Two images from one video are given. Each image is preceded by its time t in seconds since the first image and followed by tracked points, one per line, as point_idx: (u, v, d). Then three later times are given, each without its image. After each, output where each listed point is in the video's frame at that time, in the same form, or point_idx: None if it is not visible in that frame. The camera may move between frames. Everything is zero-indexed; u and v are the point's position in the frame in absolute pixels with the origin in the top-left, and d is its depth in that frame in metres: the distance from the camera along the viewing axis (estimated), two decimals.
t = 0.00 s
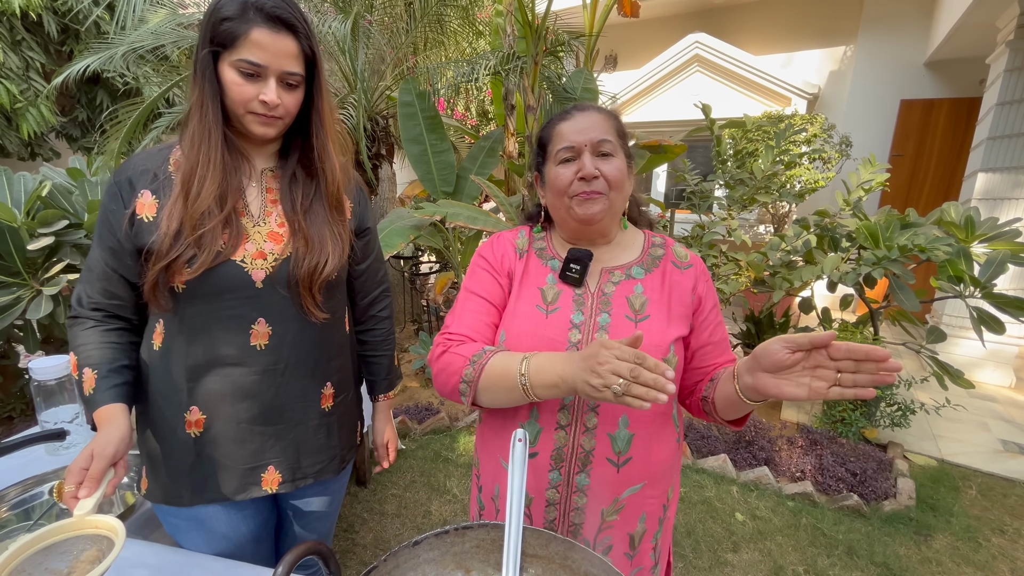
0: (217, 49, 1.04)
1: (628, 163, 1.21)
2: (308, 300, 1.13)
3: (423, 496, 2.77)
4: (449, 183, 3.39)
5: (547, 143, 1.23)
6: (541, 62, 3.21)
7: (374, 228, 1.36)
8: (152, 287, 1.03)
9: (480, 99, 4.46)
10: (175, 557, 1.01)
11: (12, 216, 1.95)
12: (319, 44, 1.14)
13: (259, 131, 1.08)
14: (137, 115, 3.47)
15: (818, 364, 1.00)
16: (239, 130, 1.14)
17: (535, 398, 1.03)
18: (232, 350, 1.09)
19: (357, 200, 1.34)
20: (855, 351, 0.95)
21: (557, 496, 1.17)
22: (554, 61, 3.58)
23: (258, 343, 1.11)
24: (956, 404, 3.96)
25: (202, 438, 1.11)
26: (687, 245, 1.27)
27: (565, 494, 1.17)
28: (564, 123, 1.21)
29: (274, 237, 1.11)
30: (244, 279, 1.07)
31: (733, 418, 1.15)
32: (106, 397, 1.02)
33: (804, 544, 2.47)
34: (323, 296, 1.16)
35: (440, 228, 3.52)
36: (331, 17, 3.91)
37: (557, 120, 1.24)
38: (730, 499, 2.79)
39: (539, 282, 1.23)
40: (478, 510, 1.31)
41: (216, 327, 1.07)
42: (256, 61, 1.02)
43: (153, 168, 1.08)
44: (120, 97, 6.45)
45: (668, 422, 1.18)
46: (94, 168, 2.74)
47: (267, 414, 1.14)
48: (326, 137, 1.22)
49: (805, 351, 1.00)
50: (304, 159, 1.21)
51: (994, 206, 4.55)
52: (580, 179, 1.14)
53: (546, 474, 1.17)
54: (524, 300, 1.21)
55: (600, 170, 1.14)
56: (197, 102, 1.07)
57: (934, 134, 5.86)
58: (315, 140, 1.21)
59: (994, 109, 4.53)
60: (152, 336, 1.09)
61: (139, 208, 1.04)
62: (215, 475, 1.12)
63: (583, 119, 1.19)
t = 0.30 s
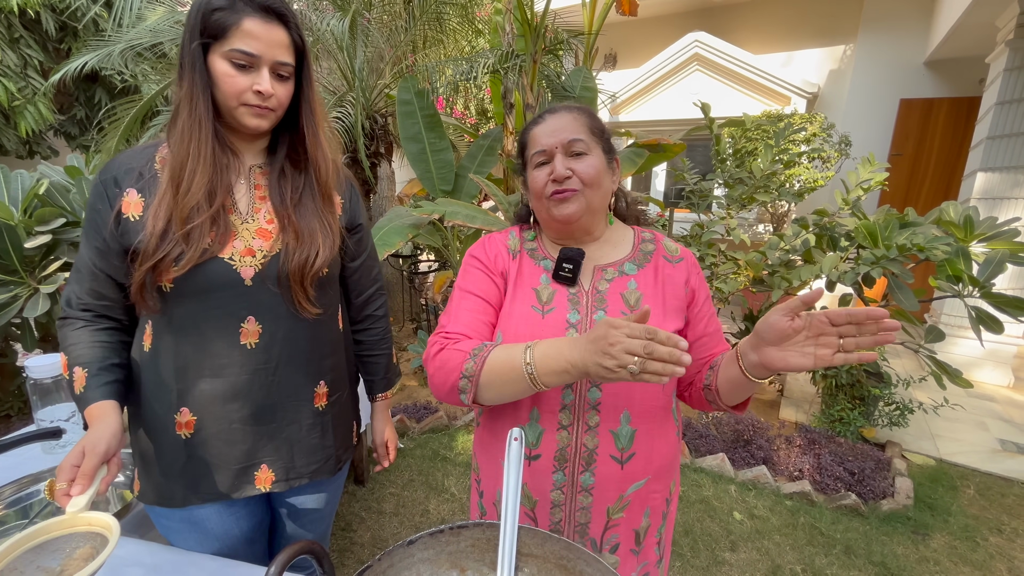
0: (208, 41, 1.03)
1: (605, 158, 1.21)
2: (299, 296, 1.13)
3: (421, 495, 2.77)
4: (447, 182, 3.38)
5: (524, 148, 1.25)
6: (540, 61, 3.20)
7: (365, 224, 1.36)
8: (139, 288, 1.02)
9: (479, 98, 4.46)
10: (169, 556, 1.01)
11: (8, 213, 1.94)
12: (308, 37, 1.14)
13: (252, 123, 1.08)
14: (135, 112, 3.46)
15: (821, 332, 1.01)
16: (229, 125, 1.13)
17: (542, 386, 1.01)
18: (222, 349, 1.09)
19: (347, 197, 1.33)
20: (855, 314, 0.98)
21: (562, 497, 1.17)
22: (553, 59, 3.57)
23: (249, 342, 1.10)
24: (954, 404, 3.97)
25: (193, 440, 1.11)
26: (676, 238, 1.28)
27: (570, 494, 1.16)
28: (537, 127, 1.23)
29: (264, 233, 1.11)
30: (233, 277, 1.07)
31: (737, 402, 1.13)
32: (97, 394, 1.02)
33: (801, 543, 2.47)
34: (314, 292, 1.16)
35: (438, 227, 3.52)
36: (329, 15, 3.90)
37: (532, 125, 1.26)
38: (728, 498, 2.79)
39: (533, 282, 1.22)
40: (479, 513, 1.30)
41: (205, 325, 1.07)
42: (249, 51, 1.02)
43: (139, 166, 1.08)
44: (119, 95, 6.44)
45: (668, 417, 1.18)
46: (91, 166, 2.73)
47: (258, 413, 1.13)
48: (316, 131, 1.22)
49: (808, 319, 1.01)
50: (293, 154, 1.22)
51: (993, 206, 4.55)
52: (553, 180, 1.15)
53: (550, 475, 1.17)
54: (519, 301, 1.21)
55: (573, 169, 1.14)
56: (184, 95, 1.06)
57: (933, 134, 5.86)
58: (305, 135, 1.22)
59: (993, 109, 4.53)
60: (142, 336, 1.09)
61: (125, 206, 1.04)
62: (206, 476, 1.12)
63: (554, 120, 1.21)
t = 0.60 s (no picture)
0: (195, 43, 1.03)
1: (592, 161, 1.21)
2: (295, 297, 1.13)
3: (420, 494, 2.78)
4: (446, 182, 3.38)
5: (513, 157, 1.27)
6: (539, 61, 3.20)
7: (361, 224, 1.36)
8: (134, 289, 1.03)
9: (478, 97, 4.46)
10: (169, 556, 1.01)
11: (7, 213, 1.94)
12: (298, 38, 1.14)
13: (241, 125, 1.08)
14: (134, 112, 3.47)
15: (734, 280, 0.97)
16: (220, 127, 1.13)
17: (551, 339, 0.99)
18: (218, 351, 1.09)
19: (342, 197, 1.34)
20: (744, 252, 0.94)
21: (558, 496, 1.17)
22: (553, 59, 3.57)
23: (244, 343, 1.11)
24: (952, 403, 3.98)
25: (190, 442, 1.11)
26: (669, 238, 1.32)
27: (567, 493, 1.17)
28: (522, 135, 1.24)
29: (258, 234, 1.12)
30: (228, 278, 1.08)
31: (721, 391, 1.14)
32: (91, 394, 1.03)
33: (799, 542, 2.48)
34: (310, 293, 1.16)
35: (437, 226, 3.52)
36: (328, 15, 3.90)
37: (518, 133, 1.28)
38: (726, 497, 2.80)
39: (531, 281, 1.24)
40: (477, 511, 1.32)
41: (201, 326, 1.08)
42: (235, 53, 1.02)
43: (131, 168, 1.08)
44: (118, 95, 6.44)
45: (663, 416, 1.20)
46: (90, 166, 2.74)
47: (256, 414, 1.14)
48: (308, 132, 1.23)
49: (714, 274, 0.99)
50: (286, 155, 1.22)
51: (991, 206, 4.56)
52: (542, 191, 1.16)
53: (547, 475, 1.17)
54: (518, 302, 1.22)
55: (558, 177, 1.15)
56: (175, 97, 1.07)
57: (932, 133, 5.86)
58: (297, 136, 1.22)
59: (991, 108, 4.54)
60: (137, 339, 1.10)
61: (118, 208, 1.04)
62: (204, 477, 1.13)
63: (540, 128, 1.22)
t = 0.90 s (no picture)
0: (187, 45, 1.03)
1: (590, 160, 1.22)
2: (292, 300, 1.14)
3: (420, 494, 2.78)
4: (445, 182, 3.38)
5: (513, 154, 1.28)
6: (537, 60, 3.20)
7: (356, 226, 1.37)
8: (130, 292, 1.03)
9: (477, 97, 4.45)
10: (167, 558, 1.01)
11: (7, 215, 1.95)
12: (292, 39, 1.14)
13: (234, 127, 1.08)
14: (133, 113, 3.47)
15: (714, 288, 1.03)
16: (213, 129, 1.14)
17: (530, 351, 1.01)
18: (215, 354, 1.09)
19: (338, 198, 1.34)
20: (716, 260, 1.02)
21: (544, 494, 1.18)
22: (551, 59, 3.57)
23: (241, 345, 1.11)
24: (950, 402, 3.98)
25: (187, 444, 1.12)
26: (670, 241, 1.29)
27: (552, 492, 1.18)
28: (523, 135, 1.25)
29: (254, 236, 1.12)
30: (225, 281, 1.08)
31: (714, 403, 1.14)
32: (84, 390, 1.03)
33: (797, 541, 2.49)
34: (307, 295, 1.17)
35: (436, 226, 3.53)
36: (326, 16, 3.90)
37: (520, 132, 1.29)
38: (725, 496, 2.81)
39: (524, 282, 1.25)
40: (469, 511, 1.33)
41: (197, 328, 1.08)
42: (228, 55, 1.02)
43: (124, 170, 1.08)
44: (117, 95, 6.43)
45: (653, 419, 1.19)
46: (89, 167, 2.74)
47: (254, 415, 1.14)
48: (303, 134, 1.23)
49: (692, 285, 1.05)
50: (280, 157, 1.22)
51: (990, 204, 4.56)
52: (536, 185, 1.17)
53: (532, 473, 1.19)
54: (509, 301, 1.23)
55: (555, 173, 1.16)
56: (168, 100, 1.07)
57: (932, 131, 5.86)
58: (291, 138, 1.23)
59: (990, 107, 4.54)
60: (133, 341, 1.11)
61: (112, 211, 1.04)
62: (202, 478, 1.13)
63: (539, 128, 1.24)
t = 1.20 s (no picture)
0: (179, 38, 1.01)
1: (596, 159, 1.23)
2: (300, 302, 1.16)
3: (418, 493, 2.78)
4: (443, 180, 3.36)
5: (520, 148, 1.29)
6: (535, 57, 3.18)
7: (348, 222, 1.40)
8: (140, 299, 1.00)
9: (475, 95, 4.44)
10: (161, 560, 1.00)
11: (2, 215, 1.94)
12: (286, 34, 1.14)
13: (227, 123, 1.07)
14: (128, 112, 3.45)
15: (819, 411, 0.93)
16: (209, 127, 1.12)
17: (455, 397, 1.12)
18: (224, 357, 1.08)
19: (331, 196, 1.37)
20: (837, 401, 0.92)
21: (533, 494, 1.19)
22: (549, 56, 3.55)
23: (250, 348, 1.11)
24: (949, 399, 3.98)
25: (194, 448, 1.10)
26: (671, 244, 1.28)
27: (541, 492, 1.18)
28: (530, 128, 1.27)
29: (261, 241, 1.11)
30: (237, 286, 1.07)
31: (721, 419, 1.14)
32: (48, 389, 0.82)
33: (796, 539, 2.49)
34: (314, 297, 1.19)
35: (434, 224, 3.48)
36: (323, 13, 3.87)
37: (526, 126, 1.30)
38: (724, 493, 2.81)
39: (517, 283, 1.25)
40: (462, 510, 1.32)
41: (206, 333, 1.06)
42: (221, 47, 1.00)
43: (120, 169, 1.02)
44: (113, 93, 6.41)
45: (645, 422, 1.18)
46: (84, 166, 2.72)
47: (261, 418, 1.14)
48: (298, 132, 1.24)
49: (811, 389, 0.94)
50: (277, 157, 1.23)
51: (989, 200, 4.55)
52: (542, 180, 1.19)
53: (522, 473, 1.19)
54: (501, 301, 1.25)
55: (560, 169, 1.17)
56: (160, 95, 1.04)
57: (932, 127, 5.85)
58: (286, 137, 1.23)
59: (990, 102, 4.52)
60: (128, 348, 1.08)
61: (112, 212, 0.99)
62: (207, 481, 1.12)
63: (546, 121, 1.25)
